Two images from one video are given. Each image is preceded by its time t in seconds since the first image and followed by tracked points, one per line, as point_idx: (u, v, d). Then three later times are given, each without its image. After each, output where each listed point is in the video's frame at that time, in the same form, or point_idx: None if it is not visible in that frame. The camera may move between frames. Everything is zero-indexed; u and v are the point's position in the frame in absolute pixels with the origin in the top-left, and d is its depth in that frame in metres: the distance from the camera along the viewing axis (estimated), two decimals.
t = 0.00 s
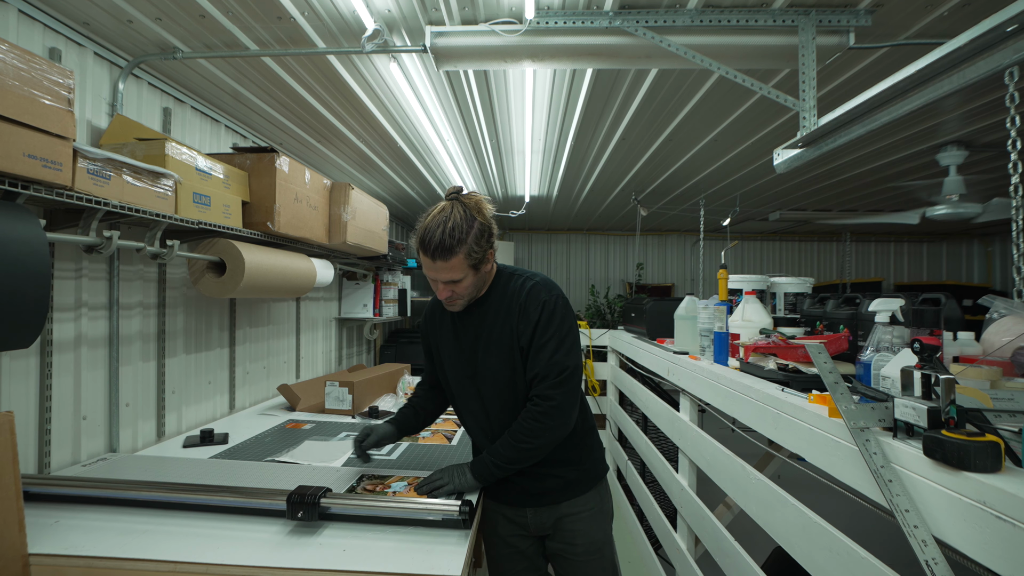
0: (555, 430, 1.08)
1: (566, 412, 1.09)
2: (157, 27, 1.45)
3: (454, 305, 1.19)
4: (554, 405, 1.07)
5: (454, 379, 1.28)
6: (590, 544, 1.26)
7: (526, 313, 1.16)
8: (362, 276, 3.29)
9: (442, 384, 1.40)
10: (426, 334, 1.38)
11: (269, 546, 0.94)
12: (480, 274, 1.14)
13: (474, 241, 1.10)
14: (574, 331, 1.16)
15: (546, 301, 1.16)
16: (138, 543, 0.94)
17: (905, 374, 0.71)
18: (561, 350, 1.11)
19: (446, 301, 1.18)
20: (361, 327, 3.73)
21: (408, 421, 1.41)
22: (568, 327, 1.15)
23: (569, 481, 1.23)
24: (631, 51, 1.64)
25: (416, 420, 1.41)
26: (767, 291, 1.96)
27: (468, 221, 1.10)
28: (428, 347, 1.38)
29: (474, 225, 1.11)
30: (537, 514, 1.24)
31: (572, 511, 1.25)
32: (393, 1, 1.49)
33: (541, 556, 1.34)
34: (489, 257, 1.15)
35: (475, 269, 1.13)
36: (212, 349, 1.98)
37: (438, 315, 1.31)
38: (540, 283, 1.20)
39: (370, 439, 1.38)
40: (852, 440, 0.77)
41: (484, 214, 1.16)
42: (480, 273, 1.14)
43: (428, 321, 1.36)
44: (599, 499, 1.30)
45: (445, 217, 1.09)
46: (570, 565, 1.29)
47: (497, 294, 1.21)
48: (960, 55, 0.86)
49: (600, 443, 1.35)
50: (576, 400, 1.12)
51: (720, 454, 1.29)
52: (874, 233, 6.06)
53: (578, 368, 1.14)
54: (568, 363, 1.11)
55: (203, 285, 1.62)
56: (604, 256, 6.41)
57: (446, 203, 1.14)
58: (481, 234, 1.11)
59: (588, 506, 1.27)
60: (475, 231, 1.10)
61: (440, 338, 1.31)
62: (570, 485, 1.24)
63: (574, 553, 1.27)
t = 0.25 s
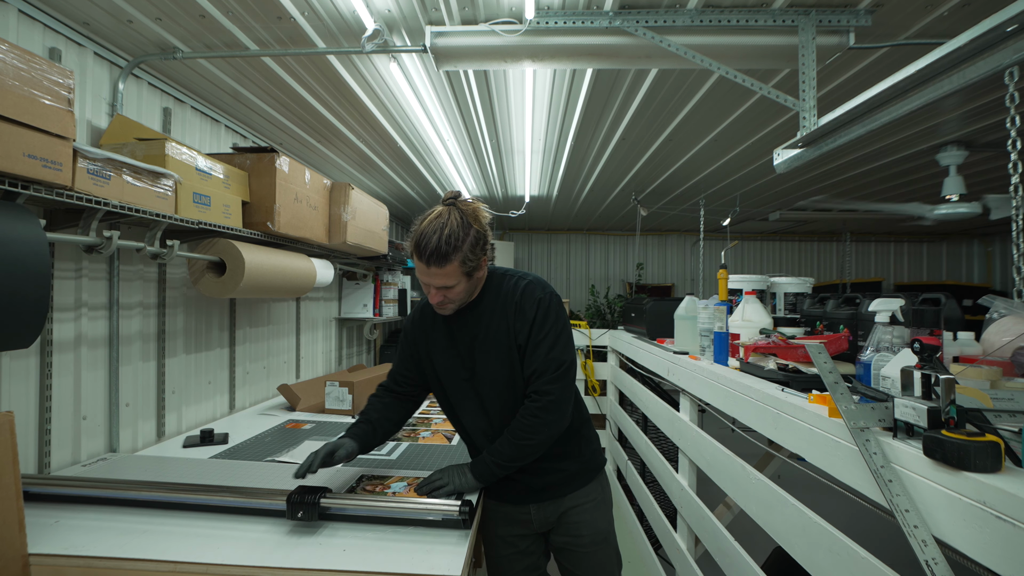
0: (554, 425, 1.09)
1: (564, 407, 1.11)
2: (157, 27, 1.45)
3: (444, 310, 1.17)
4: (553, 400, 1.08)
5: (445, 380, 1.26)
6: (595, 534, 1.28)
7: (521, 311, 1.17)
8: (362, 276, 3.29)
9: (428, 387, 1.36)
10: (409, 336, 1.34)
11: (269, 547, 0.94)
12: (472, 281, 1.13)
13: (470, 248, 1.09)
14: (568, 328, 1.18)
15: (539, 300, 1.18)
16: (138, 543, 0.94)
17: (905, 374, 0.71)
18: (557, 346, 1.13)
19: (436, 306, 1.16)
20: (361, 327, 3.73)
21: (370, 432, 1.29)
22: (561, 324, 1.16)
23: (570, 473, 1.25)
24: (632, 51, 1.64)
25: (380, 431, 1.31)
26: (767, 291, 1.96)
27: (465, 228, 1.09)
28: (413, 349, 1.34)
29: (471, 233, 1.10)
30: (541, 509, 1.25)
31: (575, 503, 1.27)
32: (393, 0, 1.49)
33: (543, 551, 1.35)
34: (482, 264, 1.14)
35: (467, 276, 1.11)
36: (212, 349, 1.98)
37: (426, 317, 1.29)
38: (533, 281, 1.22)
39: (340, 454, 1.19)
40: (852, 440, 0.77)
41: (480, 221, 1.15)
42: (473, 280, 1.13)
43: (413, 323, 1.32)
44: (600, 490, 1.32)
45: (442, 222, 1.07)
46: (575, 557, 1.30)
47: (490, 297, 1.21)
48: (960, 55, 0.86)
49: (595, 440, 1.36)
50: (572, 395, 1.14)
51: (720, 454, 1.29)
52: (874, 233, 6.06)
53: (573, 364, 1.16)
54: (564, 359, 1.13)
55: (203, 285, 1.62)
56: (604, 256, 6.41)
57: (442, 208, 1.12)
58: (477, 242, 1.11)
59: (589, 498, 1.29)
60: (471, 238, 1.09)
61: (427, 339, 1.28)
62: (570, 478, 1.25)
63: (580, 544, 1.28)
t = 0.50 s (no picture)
0: (551, 421, 1.11)
1: (560, 404, 1.12)
2: (157, 27, 1.45)
3: (431, 316, 1.15)
4: (549, 397, 1.10)
5: (434, 384, 1.24)
6: (595, 525, 1.29)
7: (511, 311, 1.17)
8: (362, 276, 3.29)
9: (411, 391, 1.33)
10: (390, 341, 1.29)
11: (269, 547, 0.94)
12: (460, 286, 1.11)
13: (459, 254, 1.08)
14: (557, 327, 1.20)
15: (528, 299, 1.18)
16: (138, 543, 0.94)
17: (905, 374, 0.71)
18: (550, 344, 1.14)
19: (424, 311, 1.14)
20: (361, 327, 3.73)
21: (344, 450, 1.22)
22: (552, 322, 1.17)
23: (569, 467, 1.27)
24: (632, 51, 1.64)
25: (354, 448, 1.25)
26: (766, 291, 1.96)
27: (454, 233, 1.08)
28: (394, 355, 1.30)
29: (459, 238, 1.08)
30: (542, 504, 1.26)
31: (574, 495, 1.29)
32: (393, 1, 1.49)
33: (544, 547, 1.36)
34: (470, 270, 1.13)
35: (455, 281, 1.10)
36: (212, 349, 1.98)
37: (408, 323, 1.25)
38: (520, 281, 1.22)
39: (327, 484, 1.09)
40: (852, 440, 0.77)
41: (469, 226, 1.13)
42: (460, 285, 1.11)
43: (394, 329, 1.28)
44: (598, 482, 1.34)
45: (431, 227, 1.05)
46: (576, 552, 1.31)
47: (478, 299, 1.19)
48: (960, 56, 0.86)
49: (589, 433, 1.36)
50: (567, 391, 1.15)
51: (719, 454, 1.29)
52: (874, 233, 6.06)
53: (565, 361, 1.17)
54: (557, 357, 1.14)
55: (203, 285, 1.62)
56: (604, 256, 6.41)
57: (430, 213, 1.10)
58: (466, 247, 1.09)
59: (587, 489, 1.31)
60: (459, 243, 1.08)
61: (410, 344, 1.25)
62: (569, 471, 1.27)
63: (580, 535, 1.29)
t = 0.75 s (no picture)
0: (550, 421, 1.11)
1: (557, 405, 1.12)
2: (157, 27, 1.45)
3: (422, 323, 1.14)
4: (547, 398, 1.10)
5: (430, 388, 1.23)
6: (598, 519, 1.30)
7: (506, 314, 1.17)
8: (362, 276, 3.29)
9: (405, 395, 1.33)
10: (383, 345, 1.28)
11: (269, 547, 0.94)
12: (451, 293, 1.10)
13: (449, 261, 1.07)
14: (552, 329, 1.20)
15: (522, 301, 1.19)
16: (137, 544, 0.94)
17: (905, 374, 0.71)
18: (546, 346, 1.15)
19: (414, 318, 1.13)
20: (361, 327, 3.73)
21: (310, 449, 1.24)
22: (546, 324, 1.18)
23: (570, 465, 1.27)
24: (631, 51, 1.64)
25: (320, 449, 1.25)
26: (767, 291, 1.96)
27: (445, 240, 1.07)
28: (387, 359, 1.29)
29: (450, 245, 1.08)
30: (545, 502, 1.26)
31: (576, 491, 1.29)
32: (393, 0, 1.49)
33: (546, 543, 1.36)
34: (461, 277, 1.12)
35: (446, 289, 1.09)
36: (212, 349, 1.98)
37: (402, 328, 1.24)
38: (514, 283, 1.22)
39: (278, 479, 1.09)
40: (852, 440, 0.77)
41: (460, 233, 1.13)
42: (451, 292, 1.11)
43: (386, 333, 1.27)
44: (599, 477, 1.35)
45: (421, 234, 1.05)
46: (580, 545, 1.32)
47: (471, 303, 1.19)
48: (960, 55, 0.86)
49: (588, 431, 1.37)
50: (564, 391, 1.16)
51: (719, 454, 1.29)
52: (874, 233, 6.06)
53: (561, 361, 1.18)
54: (553, 358, 1.14)
55: (202, 285, 1.62)
56: (604, 256, 6.41)
57: (421, 219, 1.10)
58: (457, 254, 1.09)
59: (589, 485, 1.31)
60: (449, 250, 1.07)
61: (404, 348, 1.24)
62: (570, 468, 1.27)
63: (585, 529, 1.30)
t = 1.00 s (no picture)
0: (549, 424, 1.11)
1: (556, 407, 1.12)
2: (157, 27, 1.46)
3: (420, 328, 1.14)
4: (546, 400, 1.10)
5: (428, 390, 1.23)
6: (598, 516, 1.30)
7: (504, 317, 1.17)
8: (362, 276, 3.29)
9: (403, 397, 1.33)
10: (380, 348, 1.28)
11: (268, 547, 0.94)
12: (448, 300, 1.11)
13: (447, 267, 1.07)
14: (551, 331, 1.20)
15: (521, 304, 1.18)
16: (137, 544, 0.94)
17: (906, 374, 0.71)
18: (545, 349, 1.15)
19: (412, 323, 1.13)
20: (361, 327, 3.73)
21: (306, 450, 1.23)
22: (545, 327, 1.18)
23: (570, 465, 1.27)
24: (632, 51, 1.64)
25: (317, 451, 1.25)
26: (767, 291, 1.96)
27: (443, 246, 1.07)
28: (385, 362, 1.29)
29: (448, 251, 1.08)
30: (546, 501, 1.26)
31: (577, 490, 1.29)
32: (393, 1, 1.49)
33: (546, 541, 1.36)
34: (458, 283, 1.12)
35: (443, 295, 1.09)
36: (212, 349, 1.98)
37: (398, 330, 1.24)
38: (512, 286, 1.22)
39: (274, 479, 1.09)
40: (852, 440, 0.77)
41: (458, 239, 1.13)
42: (448, 298, 1.11)
43: (384, 336, 1.26)
44: (598, 476, 1.35)
45: (419, 240, 1.05)
46: (579, 544, 1.32)
47: (469, 307, 1.19)
48: (960, 55, 0.86)
49: (587, 431, 1.37)
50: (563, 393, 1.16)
51: (720, 454, 1.29)
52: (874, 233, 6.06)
53: (560, 363, 1.18)
54: (552, 361, 1.15)
55: (203, 285, 1.62)
56: (604, 256, 6.41)
57: (419, 225, 1.10)
58: (455, 260, 1.09)
59: (588, 484, 1.31)
60: (446, 256, 1.07)
61: (402, 351, 1.24)
62: (571, 468, 1.27)
63: (585, 527, 1.30)
